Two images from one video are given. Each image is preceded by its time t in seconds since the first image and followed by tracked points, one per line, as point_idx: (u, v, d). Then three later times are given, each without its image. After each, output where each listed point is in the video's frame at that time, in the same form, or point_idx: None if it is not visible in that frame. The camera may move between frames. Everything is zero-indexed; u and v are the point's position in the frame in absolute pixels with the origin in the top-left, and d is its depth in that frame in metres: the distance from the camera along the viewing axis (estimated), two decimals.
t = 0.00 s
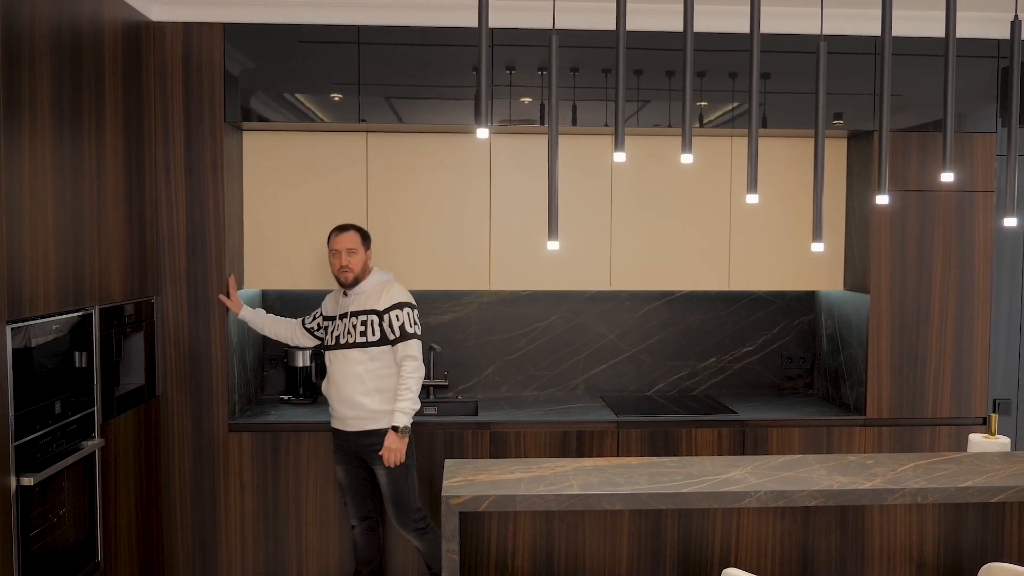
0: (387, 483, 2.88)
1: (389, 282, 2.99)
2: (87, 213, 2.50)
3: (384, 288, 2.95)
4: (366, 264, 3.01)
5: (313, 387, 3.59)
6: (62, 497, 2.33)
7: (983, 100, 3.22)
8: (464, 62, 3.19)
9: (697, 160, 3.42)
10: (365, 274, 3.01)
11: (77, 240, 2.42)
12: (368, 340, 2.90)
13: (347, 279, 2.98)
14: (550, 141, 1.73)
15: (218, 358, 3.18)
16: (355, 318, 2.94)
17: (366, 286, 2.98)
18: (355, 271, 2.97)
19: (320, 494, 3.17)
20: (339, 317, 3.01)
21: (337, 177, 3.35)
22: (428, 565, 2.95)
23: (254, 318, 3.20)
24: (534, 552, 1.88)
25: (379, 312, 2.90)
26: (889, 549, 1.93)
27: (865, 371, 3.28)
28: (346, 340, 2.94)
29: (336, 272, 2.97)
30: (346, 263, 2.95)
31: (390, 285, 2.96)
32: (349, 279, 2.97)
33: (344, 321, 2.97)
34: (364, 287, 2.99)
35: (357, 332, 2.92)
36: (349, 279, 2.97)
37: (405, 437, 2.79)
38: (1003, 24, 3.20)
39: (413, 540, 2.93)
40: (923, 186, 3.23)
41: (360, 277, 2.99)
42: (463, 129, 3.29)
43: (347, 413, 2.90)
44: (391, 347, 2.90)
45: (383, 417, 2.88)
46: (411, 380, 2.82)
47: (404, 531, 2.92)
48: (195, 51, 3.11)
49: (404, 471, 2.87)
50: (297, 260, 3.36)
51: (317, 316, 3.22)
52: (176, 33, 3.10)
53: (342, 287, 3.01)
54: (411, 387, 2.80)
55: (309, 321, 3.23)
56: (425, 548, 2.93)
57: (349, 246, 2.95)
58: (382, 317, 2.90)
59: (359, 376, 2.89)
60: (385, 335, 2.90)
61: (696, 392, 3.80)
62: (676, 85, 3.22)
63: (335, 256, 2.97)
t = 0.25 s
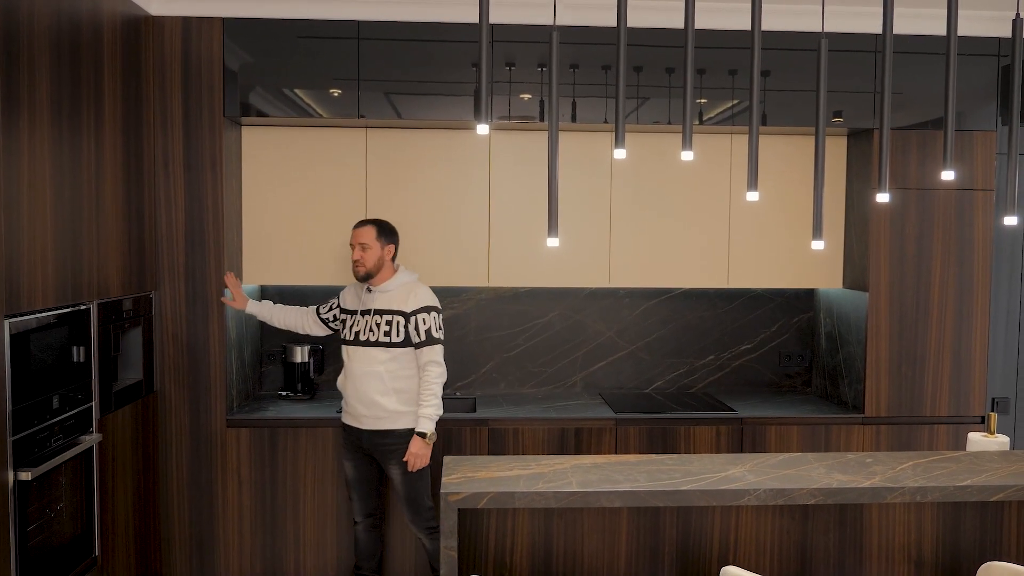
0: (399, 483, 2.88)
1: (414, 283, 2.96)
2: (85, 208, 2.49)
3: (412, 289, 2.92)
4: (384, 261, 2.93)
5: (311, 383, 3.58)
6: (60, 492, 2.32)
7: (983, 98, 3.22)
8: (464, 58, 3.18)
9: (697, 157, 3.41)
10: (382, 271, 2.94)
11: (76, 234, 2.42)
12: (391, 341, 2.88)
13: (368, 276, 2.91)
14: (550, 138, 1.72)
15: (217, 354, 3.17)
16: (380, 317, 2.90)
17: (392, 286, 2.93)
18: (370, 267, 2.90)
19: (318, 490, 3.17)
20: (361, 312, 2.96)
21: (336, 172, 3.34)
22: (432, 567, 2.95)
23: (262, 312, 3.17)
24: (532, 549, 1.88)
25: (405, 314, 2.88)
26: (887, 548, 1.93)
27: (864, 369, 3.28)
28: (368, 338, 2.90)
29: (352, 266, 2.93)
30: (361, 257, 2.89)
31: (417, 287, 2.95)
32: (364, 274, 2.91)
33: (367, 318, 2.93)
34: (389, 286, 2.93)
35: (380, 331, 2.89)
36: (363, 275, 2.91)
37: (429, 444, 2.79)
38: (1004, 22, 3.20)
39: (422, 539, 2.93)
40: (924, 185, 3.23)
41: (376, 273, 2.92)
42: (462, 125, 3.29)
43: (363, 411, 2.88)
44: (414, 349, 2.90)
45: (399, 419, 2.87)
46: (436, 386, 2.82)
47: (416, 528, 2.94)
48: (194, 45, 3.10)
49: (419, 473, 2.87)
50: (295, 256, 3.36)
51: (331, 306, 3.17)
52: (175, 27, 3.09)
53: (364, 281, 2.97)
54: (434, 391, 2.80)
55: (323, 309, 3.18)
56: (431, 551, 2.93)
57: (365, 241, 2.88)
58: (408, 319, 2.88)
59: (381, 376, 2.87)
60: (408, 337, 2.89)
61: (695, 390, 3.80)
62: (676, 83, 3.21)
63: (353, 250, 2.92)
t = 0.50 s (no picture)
0: (423, 481, 2.90)
1: (436, 283, 2.95)
2: (83, 204, 2.48)
3: (434, 291, 2.91)
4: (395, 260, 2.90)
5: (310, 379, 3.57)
6: (57, 488, 2.32)
7: (983, 97, 3.22)
8: (464, 55, 3.18)
9: (696, 155, 3.41)
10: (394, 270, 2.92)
11: (74, 230, 2.41)
12: (413, 343, 2.89)
13: (381, 274, 2.94)
14: (550, 135, 1.72)
15: (215, 350, 3.16)
16: (401, 319, 2.91)
17: (414, 286, 2.92)
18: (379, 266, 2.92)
19: (316, 487, 3.17)
20: (383, 312, 2.96)
21: (336, 169, 3.33)
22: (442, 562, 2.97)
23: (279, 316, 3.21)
24: (531, 546, 1.87)
25: (428, 317, 2.88)
26: (885, 546, 1.93)
27: (862, 368, 3.28)
28: (391, 340, 2.91)
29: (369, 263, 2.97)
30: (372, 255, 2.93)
31: (438, 289, 2.93)
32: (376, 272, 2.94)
33: (389, 319, 2.93)
34: (410, 286, 2.92)
35: (403, 334, 2.90)
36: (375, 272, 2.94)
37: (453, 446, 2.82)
38: (1003, 21, 3.20)
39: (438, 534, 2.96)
40: (923, 184, 3.23)
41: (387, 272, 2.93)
42: (462, 122, 3.28)
43: (385, 411, 2.89)
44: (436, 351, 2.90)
45: (421, 419, 2.89)
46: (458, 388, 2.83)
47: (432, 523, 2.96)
48: (193, 41, 3.09)
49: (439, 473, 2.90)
50: (294, 252, 3.35)
51: (350, 301, 3.17)
52: (174, 23, 3.08)
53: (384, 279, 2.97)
54: (457, 394, 2.82)
55: (341, 304, 3.19)
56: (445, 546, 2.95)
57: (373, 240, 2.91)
58: (431, 322, 2.88)
59: (403, 377, 2.88)
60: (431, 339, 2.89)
61: (694, 387, 3.80)
62: (676, 80, 3.21)
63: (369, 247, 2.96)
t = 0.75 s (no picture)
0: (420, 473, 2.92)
1: (440, 281, 2.95)
2: (79, 199, 2.47)
3: (438, 289, 2.91)
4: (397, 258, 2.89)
5: (306, 375, 3.57)
6: (53, 484, 2.31)
7: (980, 96, 3.22)
8: (462, 51, 3.17)
9: (694, 152, 3.41)
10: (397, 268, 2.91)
11: (70, 225, 2.40)
12: (419, 341, 2.89)
13: (383, 273, 2.92)
14: (549, 132, 1.71)
15: (212, 346, 3.16)
16: (407, 318, 2.91)
17: (418, 285, 2.91)
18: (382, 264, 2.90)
19: (313, 483, 3.17)
20: (387, 309, 2.96)
21: (333, 165, 3.32)
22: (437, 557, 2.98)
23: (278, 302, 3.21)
24: (528, 543, 1.88)
25: (433, 315, 2.88)
26: (881, 543, 1.94)
27: (859, 365, 3.29)
28: (397, 338, 2.91)
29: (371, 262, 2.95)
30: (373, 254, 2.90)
31: (443, 286, 2.93)
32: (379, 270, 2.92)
33: (394, 316, 2.93)
34: (414, 284, 2.91)
35: (409, 332, 2.90)
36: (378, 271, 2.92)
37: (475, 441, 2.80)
38: (1001, 20, 3.20)
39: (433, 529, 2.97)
40: (920, 181, 3.23)
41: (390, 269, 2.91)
42: (460, 118, 3.27)
43: (393, 409, 2.90)
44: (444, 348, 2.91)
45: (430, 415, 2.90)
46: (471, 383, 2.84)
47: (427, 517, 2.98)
48: (190, 36, 3.08)
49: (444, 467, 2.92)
50: (291, 249, 3.34)
51: (352, 295, 3.18)
52: (171, 18, 3.06)
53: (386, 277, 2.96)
54: (468, 390, 2.82)
55: (342, 294, 3.21)
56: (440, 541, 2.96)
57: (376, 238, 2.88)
58: (437, 320, 2.89)
59: (411, 375, 2.89)
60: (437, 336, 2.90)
61: (691, 384, 3.81)
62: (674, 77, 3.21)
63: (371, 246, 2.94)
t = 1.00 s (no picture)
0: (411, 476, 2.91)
1: (427, 276, 2.96)
2: (75, 196, 2.46)
3: (426, 285, 2.91)
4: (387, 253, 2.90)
5: (303, 373, 3.57)
6: (48, 481, 2.31)
7: (976, 95, 3.22)
8: (459, 49, 3.16)
9: (691, 151, 3.41)
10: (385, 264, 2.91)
11: (66, 223, 2.39)
12: (405, 336, 2.89)
13: (371, 268, 2.92)
14: (546, 130, 1.71)
15: (208, 344, 3.15)
16: (393, 312, 2.90)
17: (405, 280, 2.91)
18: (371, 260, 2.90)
19: (309, 481, 3.16)
20: (374, 304, 2.95)
21: (330, 163, 3.32)
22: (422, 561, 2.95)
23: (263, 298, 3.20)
24: (524, 542, 1.87)
25: (420, 309, 2.88)
26: (877, 542, 1.94)
27: (855, 364, 3.30)
28: (383, 332, 2.91)
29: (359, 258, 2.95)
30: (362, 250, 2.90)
31: (430, 282, 2.93)
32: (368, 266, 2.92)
33: (380, 311, 2.93)
34: (401, 279, 2.91)
35: (395, 326, 2.90)
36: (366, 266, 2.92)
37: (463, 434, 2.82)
38: (998, 20, 3.21)
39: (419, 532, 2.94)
40: (917, 181, 3.24)
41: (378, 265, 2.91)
42: (457, 116, 3.27)
43: (377, 404, 2.90)
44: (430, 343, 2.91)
45: (414, 411, 2.90)
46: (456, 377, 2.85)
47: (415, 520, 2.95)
48: (187, 33, 3.07)
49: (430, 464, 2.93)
50: (287, 246, 3.33)
51: (339, 291, 3.16)
52: (167, 14, 3.05)
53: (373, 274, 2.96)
54: (456, 383, 2.83)
55: (329, 291, 3.19)
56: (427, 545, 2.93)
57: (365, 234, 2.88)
58: (423, 314, 2.89)
59: (395, 370, 2.88)
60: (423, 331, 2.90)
61: (688, 383, 3.81)
62: (672, 76, 3.21)
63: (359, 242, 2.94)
